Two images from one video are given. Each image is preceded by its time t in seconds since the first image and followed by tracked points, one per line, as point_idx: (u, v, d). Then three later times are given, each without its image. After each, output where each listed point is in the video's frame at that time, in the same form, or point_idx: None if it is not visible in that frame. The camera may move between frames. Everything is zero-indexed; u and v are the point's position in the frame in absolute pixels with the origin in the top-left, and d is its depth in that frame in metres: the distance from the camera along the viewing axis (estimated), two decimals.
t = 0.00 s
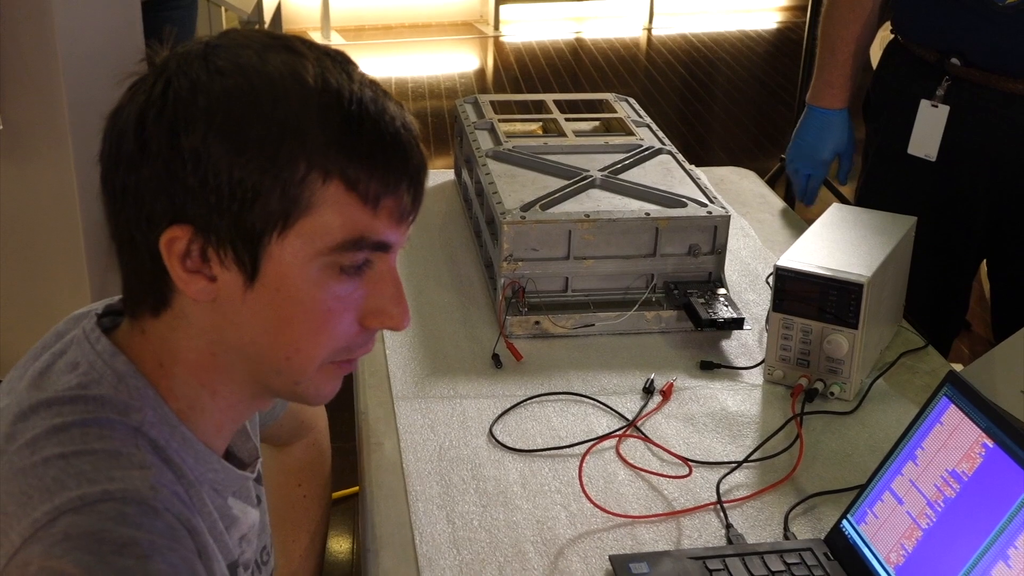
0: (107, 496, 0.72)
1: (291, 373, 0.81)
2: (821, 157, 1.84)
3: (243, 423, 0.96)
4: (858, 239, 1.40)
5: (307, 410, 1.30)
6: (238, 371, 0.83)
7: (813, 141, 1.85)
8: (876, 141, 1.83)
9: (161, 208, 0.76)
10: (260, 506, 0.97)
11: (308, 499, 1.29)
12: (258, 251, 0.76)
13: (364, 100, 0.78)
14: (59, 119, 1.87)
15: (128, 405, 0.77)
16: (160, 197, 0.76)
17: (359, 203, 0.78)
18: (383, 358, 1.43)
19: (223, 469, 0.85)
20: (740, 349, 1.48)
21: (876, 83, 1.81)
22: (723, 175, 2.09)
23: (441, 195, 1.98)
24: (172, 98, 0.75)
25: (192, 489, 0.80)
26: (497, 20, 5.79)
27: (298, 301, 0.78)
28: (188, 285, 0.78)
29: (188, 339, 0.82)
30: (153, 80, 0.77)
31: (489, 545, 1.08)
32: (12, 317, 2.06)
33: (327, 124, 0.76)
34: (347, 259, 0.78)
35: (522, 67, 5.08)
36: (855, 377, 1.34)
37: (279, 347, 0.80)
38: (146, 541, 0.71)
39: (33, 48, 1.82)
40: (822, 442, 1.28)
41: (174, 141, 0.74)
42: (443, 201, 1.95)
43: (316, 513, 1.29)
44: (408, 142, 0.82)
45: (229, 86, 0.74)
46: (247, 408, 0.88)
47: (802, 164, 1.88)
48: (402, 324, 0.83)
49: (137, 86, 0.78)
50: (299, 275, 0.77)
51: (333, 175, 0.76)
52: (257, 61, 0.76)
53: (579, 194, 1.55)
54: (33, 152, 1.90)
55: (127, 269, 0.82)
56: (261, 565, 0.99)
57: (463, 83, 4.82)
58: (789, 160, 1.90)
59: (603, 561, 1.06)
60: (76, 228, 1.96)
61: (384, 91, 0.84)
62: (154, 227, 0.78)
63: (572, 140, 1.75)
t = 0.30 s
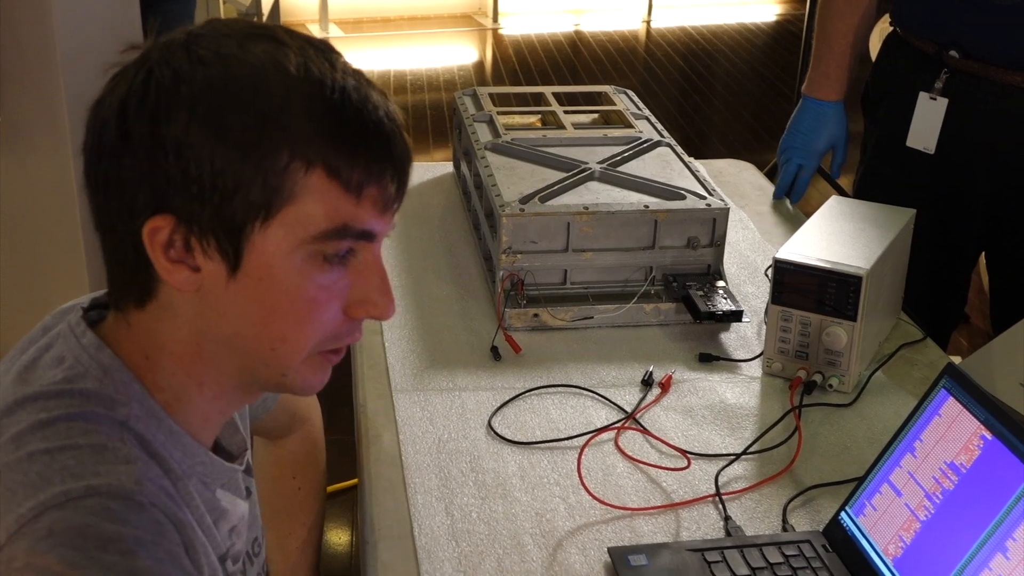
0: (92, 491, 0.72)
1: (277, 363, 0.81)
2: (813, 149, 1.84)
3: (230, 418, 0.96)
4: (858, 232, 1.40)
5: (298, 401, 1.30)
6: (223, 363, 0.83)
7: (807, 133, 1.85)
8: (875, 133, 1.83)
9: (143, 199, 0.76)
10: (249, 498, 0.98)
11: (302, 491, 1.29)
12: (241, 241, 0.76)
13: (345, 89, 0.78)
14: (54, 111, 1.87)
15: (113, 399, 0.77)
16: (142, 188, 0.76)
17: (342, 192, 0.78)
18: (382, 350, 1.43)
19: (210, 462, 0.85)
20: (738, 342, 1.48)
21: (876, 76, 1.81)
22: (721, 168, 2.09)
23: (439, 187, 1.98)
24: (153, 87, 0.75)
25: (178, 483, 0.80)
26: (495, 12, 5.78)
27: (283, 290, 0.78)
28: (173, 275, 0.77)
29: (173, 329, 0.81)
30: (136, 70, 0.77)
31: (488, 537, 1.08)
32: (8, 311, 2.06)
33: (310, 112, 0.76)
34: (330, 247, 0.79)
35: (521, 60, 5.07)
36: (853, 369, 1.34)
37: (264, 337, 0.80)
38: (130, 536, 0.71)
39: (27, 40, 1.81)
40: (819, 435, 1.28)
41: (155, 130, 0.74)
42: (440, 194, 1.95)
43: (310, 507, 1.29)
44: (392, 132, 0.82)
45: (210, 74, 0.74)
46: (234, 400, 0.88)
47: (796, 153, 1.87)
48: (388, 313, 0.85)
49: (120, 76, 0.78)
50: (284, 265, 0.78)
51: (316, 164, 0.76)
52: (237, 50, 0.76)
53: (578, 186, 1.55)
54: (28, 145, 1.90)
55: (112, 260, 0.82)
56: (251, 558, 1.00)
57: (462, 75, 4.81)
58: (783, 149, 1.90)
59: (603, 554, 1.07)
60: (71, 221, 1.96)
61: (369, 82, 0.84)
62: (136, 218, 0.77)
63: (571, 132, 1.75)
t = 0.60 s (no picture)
0: (85, 480, 0.72)
1: (269, 354, 0.81)
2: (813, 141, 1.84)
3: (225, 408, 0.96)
4: (857, 224, 1.40)
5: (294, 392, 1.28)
6: (216, 354, 0.83)
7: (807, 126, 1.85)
8: (872, 124, 1.83)
9: (136, 188, 0.76)
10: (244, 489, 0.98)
11: (299, 483, 1.28)
12: (233, 231, 0.76)
13: (338, 79, 0.78)
14: (51, 104, 1.87)
15: (106, 389, 0.77)
16: (134, 177, 0.75)
17: (334, 182, 0.78)
18: (381, 342, 1.43)
19: (203, 451, 0.85)
20: (737, 334, 1.48)
21: (874, 68, 1.81)
22: (720, 160, 2.09)
23: (437, 180, 1.98)
24: (145, 77, 0.74)
25: (172, 472, 0.80)
26: (495, 4, 5.76)
27: (275, 281, 0.78)
28: (164, 265, 0.77)
29: (165, 320, 0.81)
30: (128, 60, 0.77)
31: (487, 529, 1.08)
32: (5, 304, 2.06)
33: (303, 102, 0.76)
34: (322, 239, 0.79)
35: (520, 52, 5.06)
36: (852, 361, 1.34)
37: (257, 328, 0.80)
38: (124, 526, 0.71)
39: (24, 31, 1.81)
40: (817, 427, 1.28)
41: (146, 120, 0.74)
42: (439, 187, 1.95)
43: (307, 498, 1.29)
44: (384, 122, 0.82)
45: (201, 63, 0.74)
46: (227, 391, 0.88)
47: (796, 147, 1.87)
48: (380, 305, 0.84)
49: (112, 65, 0.78)
50: (275, 255, 0.77)
51: (308, 154, 0.76)
52: (229, 39, 0.76)
53: (577, 178, 1.54)
54: (26, 137, 1.90)
55: (105, 250, 0.82)
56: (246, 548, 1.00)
57: (461, 67, 4.81)
58: (783, 143, 1.90)
59: (601, 545, 1.07)
60: (68, 212, 1.96)
61: (362, 72, 0.84)
62: (129, 208, 0.77)
63: (570, 124, 1.74)
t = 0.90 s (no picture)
0: (84, 472, 0.72)
1: (267, 346, 0.81)
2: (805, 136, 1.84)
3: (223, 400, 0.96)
4: (856, 218, 1.40)
5: (295, 386, 1.26)
6: (212, 346, 0.83)
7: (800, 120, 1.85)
8: (872, 118, 1.83)
9: (133, 180, 0.76)
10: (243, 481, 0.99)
11: (298, 476, 1.29)
12: (230, 222, 0.76)
13: (337, 72, 0.78)
14: (50, 96, 1.87)
15: (104, 380, 0.77)
16: (132, 168, 0.75)
17: (332, 175, 0.77)
18: (381, 335, 1.43)
19: (202, 443, 0.85)
20: (737, 327, 1.47)
21: (873, 61, 1.80)
22: (719, 154, 2.09)
23: (436, 173, 1.98)
24: (143, 67, 0.74)
25: (171, 463, 0.80)
26: None
27: (271, 273, 0.78)
28: (160, 256, 0.77)
29: (161, 311, 0.81)
30: (126, 50, 0.77)
31: (487, 522, 1.08)
32: (5, 296, 2.06)
33: (300, 94, 0.75)
34: (319, 231, 0.78)
35: (520, 45, 5.05)
36: (851, 354, 1.34)
37: (253, 320, 0.80)
38: (123, 516, 0.71)
39: (24, 23, 1.81)
40: (817, 420, 1.28)
41: (144, 110, 0.74)
42: (439, 180, 1.95)
43: (306, 491, 1.29)
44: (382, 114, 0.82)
45: (199, 54, 0.73)
46: (224, 382, 0.88)
47: (785, 138, 1.87)
48: (376, 297, 0.84)
49: (110, 56, 0.78)
50: (271, 247, 0.77)
51: (305, 147, 0.76)
52: (227, 30, 0.75)
53: (577, 171, 1.54)
54: (25, 130, 1.90)
55: (102, 241, 0.82)
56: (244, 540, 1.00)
57: (461, 60, 4.80)
58: (772, 132, 1.90)
59: (601, 538, 1.07)
60: (68, 205, 1.96)
61: (361, 65, 0.83)
62: (126, 199, 0.77)
63: (569, 117, 1.74)
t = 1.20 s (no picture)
0: (85, 467, 0.72)
1: (267, 343, 0.81)
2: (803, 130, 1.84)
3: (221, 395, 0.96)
4: (856, 213, 1.40)
5: (293, 381, 1.26)
6: (212, 342, 0.83)
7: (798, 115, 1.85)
8: (872, 113, 1.83)
9: (134, 175, 0.76)
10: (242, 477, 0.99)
11: (298, 472, 1.28)
12: (231, 219, 0.76)
13: (339, 69, 0.78)
14: (50, 92, 1.86)
15: (105, 375, 0.77)
16: (133, 164, 0.75)
17: (333, 173, 0.77)
18: (381, 330, 1.43)
19: (201, 440, 0.85)
20: (738, 323, 1.47)
21: (873, 56, 1.80)
22: (720, 149, 2.09)
23: (437, 168, 1.98)
24: (144, 63, 0.74)
25: (171, 459, 0.80)
26: None
27: (271, 271, 0.78)
28: (161, 253, 0.77)
29: (161, 307, 0.81)
30: (127, 46, 0.76)
31: (487, 518, 1.08)
32: (5, 292, 2.06)
33: (301, 90, 0.75)
34: (319, 229, 0.78)
35: (520, 40, 5.05)
36: (852, 349, 1.34)
37: (253, 317, 0.80)
38: (125, 511, 0.71)
39: (23, 18, 1.80)
40: (818, 415, 1.29)
41: (146, 106, 0.74)
42: (439, 175, 1.95)
43: (307, 487, 1.29)
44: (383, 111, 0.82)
45: (202, 51, 0.73)
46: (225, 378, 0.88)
47: (785, 134, 1.87)
48: (376, 295, 0.84)
49: (111, 50, 0.78)
50: (272, 245, 0.77)
51: (307, 145, 0.76)
52: (230, 26, 0.75)
53: (578, 166, 1.54)
54: (24, 125, 1.90)
55: (103, 236, 0.82)
56: (244, 537, 1.00)
57: (460, 56, 4.80)
58: (772, 129, 1.90)
59: (601, 534, 1.07)
60: (68, 201, 1.96)
61: (363, 61, 0.83)
62: (126, 195, 0.77)
63: (570, 112, 1.74)
